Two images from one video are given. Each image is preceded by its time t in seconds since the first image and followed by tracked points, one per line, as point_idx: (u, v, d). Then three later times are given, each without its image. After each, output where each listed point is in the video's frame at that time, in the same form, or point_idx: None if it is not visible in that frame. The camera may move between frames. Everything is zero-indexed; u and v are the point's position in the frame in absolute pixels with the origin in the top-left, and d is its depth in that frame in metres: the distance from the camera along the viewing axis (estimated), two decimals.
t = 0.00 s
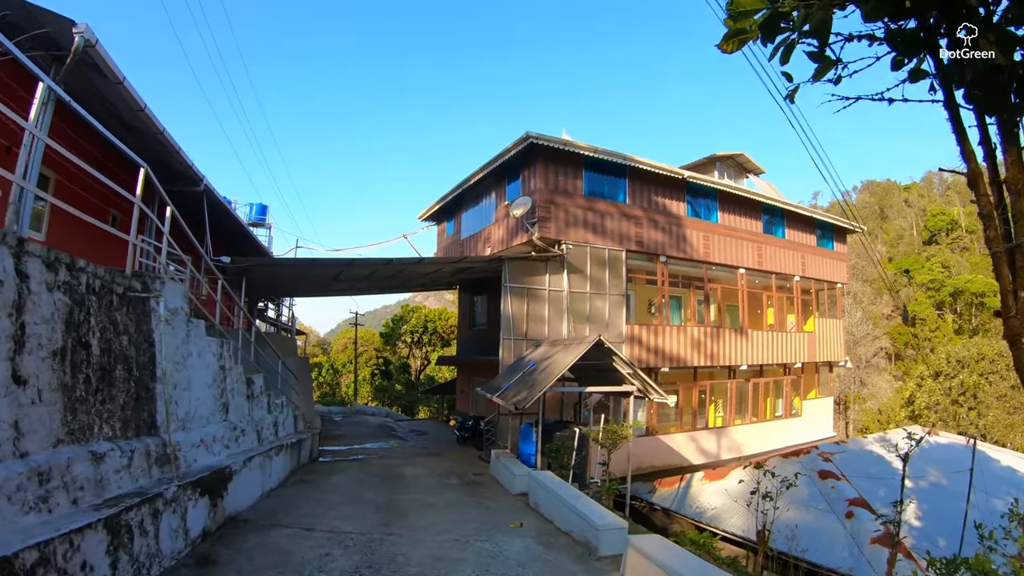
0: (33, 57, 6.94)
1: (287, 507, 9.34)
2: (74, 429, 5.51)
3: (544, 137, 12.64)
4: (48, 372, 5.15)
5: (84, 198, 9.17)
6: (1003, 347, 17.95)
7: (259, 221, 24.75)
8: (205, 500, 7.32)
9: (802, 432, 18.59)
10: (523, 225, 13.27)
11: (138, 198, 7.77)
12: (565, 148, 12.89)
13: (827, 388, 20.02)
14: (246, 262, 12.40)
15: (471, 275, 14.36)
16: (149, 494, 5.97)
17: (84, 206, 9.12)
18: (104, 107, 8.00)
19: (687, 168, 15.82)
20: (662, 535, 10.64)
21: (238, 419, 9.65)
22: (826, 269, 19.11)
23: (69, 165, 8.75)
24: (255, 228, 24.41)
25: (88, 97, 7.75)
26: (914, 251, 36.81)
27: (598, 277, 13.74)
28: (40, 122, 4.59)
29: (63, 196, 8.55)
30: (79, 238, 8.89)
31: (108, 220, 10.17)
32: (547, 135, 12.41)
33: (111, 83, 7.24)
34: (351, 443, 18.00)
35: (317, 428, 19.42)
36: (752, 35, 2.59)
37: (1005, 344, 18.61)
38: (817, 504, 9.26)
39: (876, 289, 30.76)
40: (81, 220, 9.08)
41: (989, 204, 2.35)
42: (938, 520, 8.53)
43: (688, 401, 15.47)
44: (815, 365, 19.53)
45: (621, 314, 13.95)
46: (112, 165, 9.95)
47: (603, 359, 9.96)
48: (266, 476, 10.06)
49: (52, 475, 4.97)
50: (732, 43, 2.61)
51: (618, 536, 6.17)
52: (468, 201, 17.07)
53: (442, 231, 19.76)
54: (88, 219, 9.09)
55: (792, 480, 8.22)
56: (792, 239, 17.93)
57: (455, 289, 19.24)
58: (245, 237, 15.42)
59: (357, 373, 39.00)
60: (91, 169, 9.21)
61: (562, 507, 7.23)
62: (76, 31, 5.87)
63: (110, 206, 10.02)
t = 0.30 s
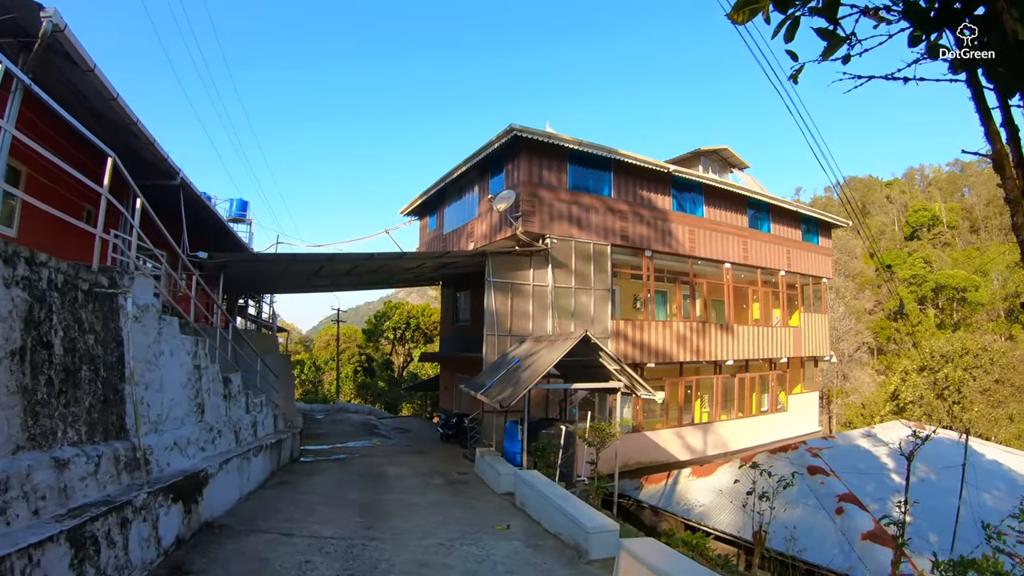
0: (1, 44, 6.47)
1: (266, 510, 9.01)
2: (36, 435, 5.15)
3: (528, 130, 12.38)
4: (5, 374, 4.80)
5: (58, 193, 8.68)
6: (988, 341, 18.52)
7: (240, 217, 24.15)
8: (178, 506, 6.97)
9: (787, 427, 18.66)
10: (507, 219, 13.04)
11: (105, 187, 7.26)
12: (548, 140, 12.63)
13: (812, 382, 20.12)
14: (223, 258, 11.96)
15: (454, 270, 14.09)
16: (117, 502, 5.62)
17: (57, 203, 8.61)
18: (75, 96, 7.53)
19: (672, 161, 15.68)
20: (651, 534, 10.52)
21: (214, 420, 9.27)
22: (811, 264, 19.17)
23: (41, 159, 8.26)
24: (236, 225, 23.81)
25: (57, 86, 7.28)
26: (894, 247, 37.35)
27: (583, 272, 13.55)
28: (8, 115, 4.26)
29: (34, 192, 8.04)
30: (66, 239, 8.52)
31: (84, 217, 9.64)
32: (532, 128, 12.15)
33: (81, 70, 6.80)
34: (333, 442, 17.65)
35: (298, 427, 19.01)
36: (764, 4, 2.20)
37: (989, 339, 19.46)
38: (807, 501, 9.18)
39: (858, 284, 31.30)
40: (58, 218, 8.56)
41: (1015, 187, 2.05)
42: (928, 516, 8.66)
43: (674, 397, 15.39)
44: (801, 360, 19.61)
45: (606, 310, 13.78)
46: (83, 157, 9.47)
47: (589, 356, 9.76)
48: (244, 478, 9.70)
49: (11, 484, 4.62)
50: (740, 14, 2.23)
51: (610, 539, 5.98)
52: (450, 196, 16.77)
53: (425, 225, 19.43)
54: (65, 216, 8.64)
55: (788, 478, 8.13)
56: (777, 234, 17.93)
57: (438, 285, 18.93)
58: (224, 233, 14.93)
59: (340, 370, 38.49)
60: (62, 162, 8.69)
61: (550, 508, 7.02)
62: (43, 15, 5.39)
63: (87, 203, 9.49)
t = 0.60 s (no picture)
0: None
1: (249, 511, 8.74)
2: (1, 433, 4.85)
3: (518, 123, 12.13)
4: None
5: (36, 184, 8.26)
6: (978, 338, 18.81)
7: (227, 212, 23.67)
8: (155, 507, 6.67)
9: (778, 423, 18.63)
10: (496, 213, 12.82)
11: (81, 175, 6.86)
12: (539, 133, 12.39)
13: (803, 379, 20.12)
14: (209, 251, 11.57)
15: (443, 265, 13.84)
16: (88, 504, 5.33)
17: (34, 193, 8.26)
18: (53, 84, 7.17)
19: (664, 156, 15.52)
20: (643, 532, 10.35)
21: (194, 417, 8.93)
22: (802, 260, 19.14)
23: (19, 147, 7.84)
24: (222, 220, 23.33)
25: (36, 74, 6.92)
26: (883, 245, 37.65)
27: (574, 268, 13.36)
28: None
29: (13, 182, 7.69)
30: (41, 230, 8.16)
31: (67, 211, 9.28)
32: (522, 121, 11.91)
33: (59, 56, 6.46)
34: (320, 439, 17.34)
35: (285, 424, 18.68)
36: None
37: (979, 336, 19.78)
38: (801, 499, 9.08)
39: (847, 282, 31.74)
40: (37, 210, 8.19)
41: None
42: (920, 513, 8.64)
43: (665, 393, 15.27)
44: (791, 357, 19.60)
45: (596, 306, 13.61)
46: (61, 146, 9.11)
47: (580, 352, 9.55)
48: (227, 477, 9.40)
49: None
50: None
51: (603, 540, 5.79)
52: (439, 190, 16.49)
53: (413, 220, 19.14)
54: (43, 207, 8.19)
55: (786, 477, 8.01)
56: (768, 230, 17.87)
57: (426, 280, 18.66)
58: (211, 228, 14.57)
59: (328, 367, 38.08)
60: (40, 152, 8.33)
61: (540, 508, 6.82)
62: None
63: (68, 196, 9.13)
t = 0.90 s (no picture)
0: None
1: (229, 517, 8.42)
2: None
3: (506, 121, 11.92)
4: None
5: (12, 180, 7.85)
6: (969, 339, 18.84)
7: (214, 213, 23.23)
8: (129, 514, 6.35)
9: (769, 426, 18.55)
10: (484, 213, 12.61)
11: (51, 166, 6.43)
12: (528, 133, 12.18)
13: (794, 381, 20.08)
14: (193, 250, 11.18)
15: (431, 265, 13.59)
16: (54, 512, 5.03)
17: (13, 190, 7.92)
18: (27, 74, 6.80)
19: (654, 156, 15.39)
20: (634, 537, 10.14)
21: (173, 420, 8.56)
22: (793, 262, 19.10)
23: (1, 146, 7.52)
24: (210, 221, 22.93)
25: (8, 64, 6.55)
26: (871, 248, 37.93)
27: (563, 268, 13.17)
28: None
29: None
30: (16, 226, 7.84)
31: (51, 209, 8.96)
32: (511, 119, 11.70)
33: (34, 46, 6.10)
34: (306, 443, 17.00)
35: (270, 428, 18.29)
36: None
37: (970, 337, 19.87)
38: (795, 502, 8.93)
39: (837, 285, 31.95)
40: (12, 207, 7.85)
41: None
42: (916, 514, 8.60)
43: (656, 396, 15.10)
44: (782, 359, 19.54)
45: (585, 307, 13.42)
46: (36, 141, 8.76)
47: (569, 354, 9.32)
48: (207, 483, 9.06)
49: None
50: None
51: (593, 549, 5.55)
52: (427, 190, 16.24)
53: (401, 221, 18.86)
54: (18, 204, 7.84)
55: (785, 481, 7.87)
56: (759, 231, 17.81)
57: (414, 281, 18.39)
58: (196, 228, 14.16)
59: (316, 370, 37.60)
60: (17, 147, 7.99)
61: (529, 515, 6.58)
62: None
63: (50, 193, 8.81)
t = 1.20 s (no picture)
0: None
1: (206, 528, 8.10)
2: None
3: (493, 124, 11.74)
4: None
5: None
6: (957, 343, 18.93)
7: (199, 217, 22.82)
8: (99, 525, 6.03)
9: (758, 431, 18.48)
10: (470, 217, 12.42)
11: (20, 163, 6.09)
12: (514, 135, 12.02)
13: (783, 386, 20.05)
14: (173, 254, 10.81)
15: (416, 269, 13.37)
16: (17, 525, 4.73)
17: None
18: None
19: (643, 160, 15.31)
20: (624, 546, 9.93)
21: (149, 427, 8.21)
22: (782, 266, 19.11)
23: None
24: (194, 225, 22.51)
25: None
26: (858, 253, 38.28)
27: (550, 273, 13.01)
28: None
29: None
30: None
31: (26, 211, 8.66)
32: (497, 122, 11.53)
33: (7, 38, 5.79)
34: (290, 450, 16.63)
35: (254, 435, 17.89)
36: None
37: (959, 340, 20.04)
38: (787, 510, 8.82)
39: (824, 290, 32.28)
40: None
41: None
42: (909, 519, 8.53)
43: (645, 401, 14.96)
44: (771, 363, 19.52)
45: (573, 312, 13.26)
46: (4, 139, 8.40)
47: (557, 359, 9.10)
48: (184, 492, 8.69)
49: None
50: None
51: (584, 561, 5.33)
52: (413, 194, 16.02)
53: (387, 225, 18.60)
54: None
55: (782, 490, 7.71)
56: (747, 235, 17.79)
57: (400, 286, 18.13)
58: (180, 233, 13.83)
59: (302, 376, 37.11)
60: None
61: (517, 526, 6.37)
62: None
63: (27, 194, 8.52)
